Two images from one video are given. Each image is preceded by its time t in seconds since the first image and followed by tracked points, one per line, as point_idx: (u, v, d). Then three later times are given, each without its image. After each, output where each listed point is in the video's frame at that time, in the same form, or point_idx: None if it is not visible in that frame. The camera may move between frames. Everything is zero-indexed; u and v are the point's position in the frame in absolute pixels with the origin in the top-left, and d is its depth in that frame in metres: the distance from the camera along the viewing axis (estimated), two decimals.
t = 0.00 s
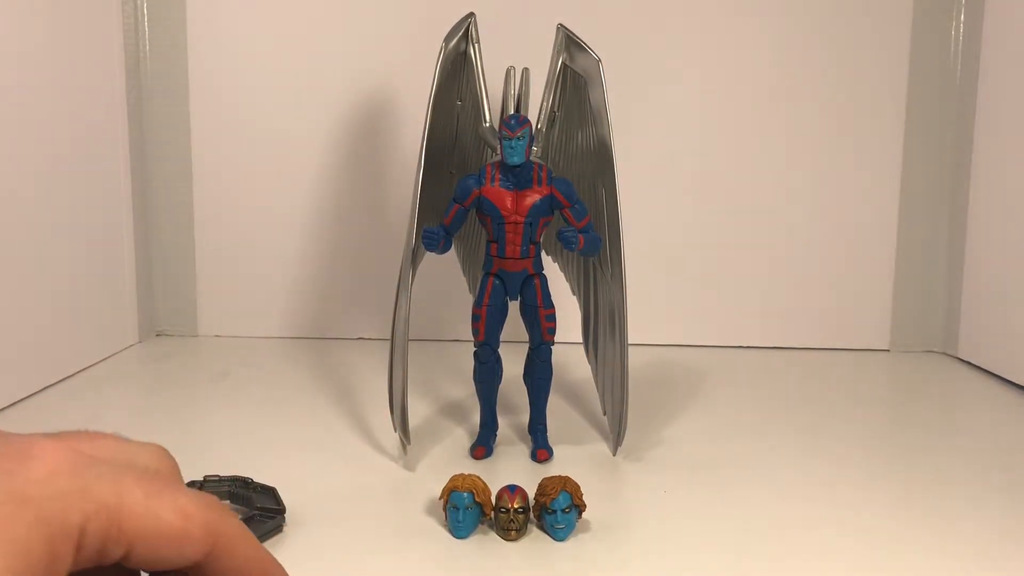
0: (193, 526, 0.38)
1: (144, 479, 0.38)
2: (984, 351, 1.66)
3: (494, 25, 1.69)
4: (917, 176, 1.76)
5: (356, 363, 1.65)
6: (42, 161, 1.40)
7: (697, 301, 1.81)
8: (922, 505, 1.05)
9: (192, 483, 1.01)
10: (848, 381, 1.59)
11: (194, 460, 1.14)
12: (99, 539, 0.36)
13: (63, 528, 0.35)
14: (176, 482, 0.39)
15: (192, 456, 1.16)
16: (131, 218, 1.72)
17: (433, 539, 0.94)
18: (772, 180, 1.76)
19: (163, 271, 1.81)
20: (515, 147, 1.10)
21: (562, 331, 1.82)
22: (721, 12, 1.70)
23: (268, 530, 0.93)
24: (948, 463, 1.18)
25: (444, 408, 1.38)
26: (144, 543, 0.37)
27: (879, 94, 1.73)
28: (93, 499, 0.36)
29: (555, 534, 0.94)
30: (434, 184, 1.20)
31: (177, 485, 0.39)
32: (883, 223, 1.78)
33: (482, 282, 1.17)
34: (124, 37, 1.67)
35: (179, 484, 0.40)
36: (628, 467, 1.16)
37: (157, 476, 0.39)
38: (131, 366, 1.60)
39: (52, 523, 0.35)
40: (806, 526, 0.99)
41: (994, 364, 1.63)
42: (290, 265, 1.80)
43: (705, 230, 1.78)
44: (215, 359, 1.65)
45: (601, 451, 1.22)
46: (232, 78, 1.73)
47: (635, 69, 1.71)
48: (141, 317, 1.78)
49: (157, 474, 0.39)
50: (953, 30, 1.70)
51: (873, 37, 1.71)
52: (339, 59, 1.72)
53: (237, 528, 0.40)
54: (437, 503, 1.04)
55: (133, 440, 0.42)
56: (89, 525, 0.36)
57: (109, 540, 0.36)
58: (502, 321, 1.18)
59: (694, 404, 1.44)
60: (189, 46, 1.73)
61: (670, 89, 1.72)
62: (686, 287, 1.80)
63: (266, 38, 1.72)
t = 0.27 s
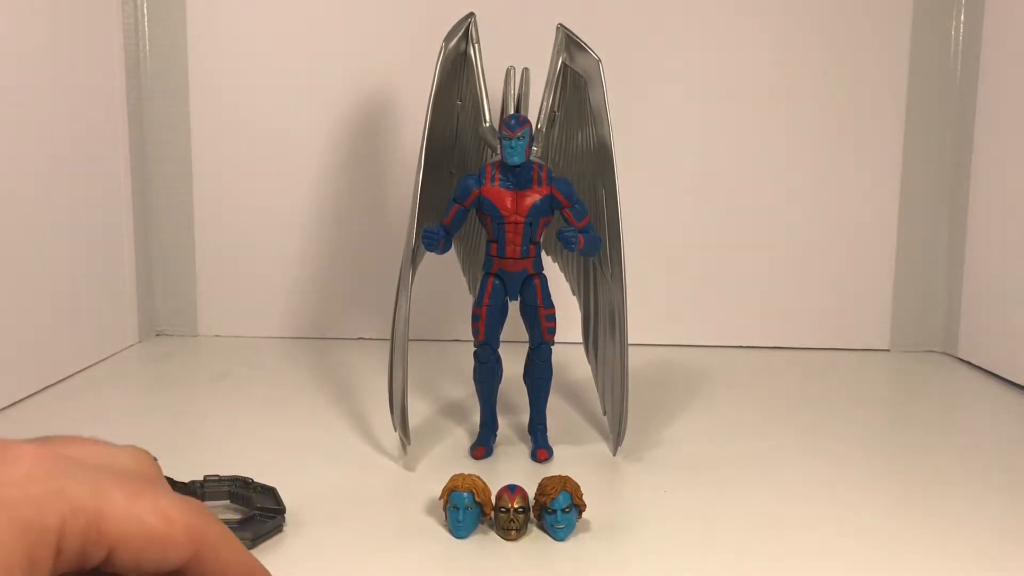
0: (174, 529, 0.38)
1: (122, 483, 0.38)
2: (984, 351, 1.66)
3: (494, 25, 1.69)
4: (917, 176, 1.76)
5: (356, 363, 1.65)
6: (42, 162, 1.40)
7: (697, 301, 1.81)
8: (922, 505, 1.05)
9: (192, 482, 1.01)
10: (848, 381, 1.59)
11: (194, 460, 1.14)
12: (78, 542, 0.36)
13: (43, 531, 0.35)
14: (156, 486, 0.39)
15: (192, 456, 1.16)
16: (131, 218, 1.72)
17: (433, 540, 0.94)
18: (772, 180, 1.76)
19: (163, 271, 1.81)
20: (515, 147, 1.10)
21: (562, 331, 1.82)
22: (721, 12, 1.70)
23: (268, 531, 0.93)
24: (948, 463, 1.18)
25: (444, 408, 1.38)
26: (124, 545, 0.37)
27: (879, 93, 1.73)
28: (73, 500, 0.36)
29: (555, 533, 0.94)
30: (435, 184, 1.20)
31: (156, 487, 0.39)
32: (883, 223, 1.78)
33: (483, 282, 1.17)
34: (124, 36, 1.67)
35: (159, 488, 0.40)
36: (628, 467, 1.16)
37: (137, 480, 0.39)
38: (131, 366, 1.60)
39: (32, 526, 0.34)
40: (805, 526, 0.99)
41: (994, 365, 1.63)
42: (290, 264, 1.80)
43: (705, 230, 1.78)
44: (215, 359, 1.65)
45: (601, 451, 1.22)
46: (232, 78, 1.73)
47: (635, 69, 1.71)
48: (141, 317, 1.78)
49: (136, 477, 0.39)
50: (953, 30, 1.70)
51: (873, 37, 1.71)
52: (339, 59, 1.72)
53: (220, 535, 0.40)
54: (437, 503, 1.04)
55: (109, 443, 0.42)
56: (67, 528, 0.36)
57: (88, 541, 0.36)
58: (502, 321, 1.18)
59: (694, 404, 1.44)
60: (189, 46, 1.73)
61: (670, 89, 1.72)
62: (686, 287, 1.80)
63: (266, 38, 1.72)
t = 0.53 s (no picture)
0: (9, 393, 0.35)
1: None
2: (984, 351, 1.66)
3: (494, 25, 1.69)
4: (917, 176, 1.76)
5: (356, 363, 1.65)
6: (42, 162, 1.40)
7: (697, 301, 1.81)
8: (922, 505, 1.05)
9: (192, 482, 1.01)
10: (848, 381, 1.59)
11: (194, 461, 1.14)
12: None
13: None
14: None
15: (192, 456, 1.16)
16: (131, 218, 1.72)
17: (433, 540, 0.94)
18: (772, 180, 1.76)
19: (162, 271, 1.81)
20: (515, 147, 1.10)
21: (562, 331, 1.82)
22: (721, 12, 1.70)
23: (268, 531, 0.93)
24: (947, 463, 1.18)
25: (444, 408, 1.38)
26: None
27: (879, 93, 1.73)
28: None
29: (555, 534, 0.94)
30: (435, 184, 1.20)
31: None
32: (883, 223, 1.78)
33: (482, 282, 1.17)
34: (124, 37, 1.67)
35: None
36: (628, 467, 1.16)
37: None
38: (131, 366, 1.60)
39: None
40: (806, 527, 0.99)
41: (994, 364, 1.63)
42: (290, 265, 1.80)
43: (705, 230, 1.78)
44: (215, 359, 1.65)
45: (601, 451, 1.22)
46: (232, 78, 1.73)
47: (635, 69, 1.71)
48: (141, 317, 1.78)
49: None
50: (953, 30, 1.70)
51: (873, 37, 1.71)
52: (339, 59, 1.72)
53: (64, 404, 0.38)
54: (437, 503, 1.04)
55: None
56: None
57: None
58: (502, 321, 1.18)
59: (693, 404, 1.44)
60: (189, 46, 1.73)
61: (670, 89, 1.72)
62: (686, 287, 1.81)
63: (266, 38, 1.72)
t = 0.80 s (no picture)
0: None
1: None
2: (984, 351, 1.66)
3: (494, 25, 1.69)
4: (917, 176, 1.76)
5: (356, 363, 1.65)
6: (42, 162, 1.40)
7: (697, 301, 1.81)
8: (922, 504, 1.05)
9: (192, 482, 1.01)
10: (847, 381, 1.59)
11: (194, 461, 1.14)
12: None
13: None
14: None
15: (192, 457, 1.16)
16: (131, 219, 1.72)
17: (433, 540, 0.94)
18: (773, 180, 1.76)
19: (162, 271, 1.81)
20: (515, 147, 1.10)
21: (562, 331, 1.82)
22: (721, 11, 1.70)
23: (268, 531, 0.93)
24: (947, 463, 1.18)
25: (444, 409, 1.38)
26: None
27: (879, 93, 1.73)
28: None
29: (555, 534, 0.94)
30: (435, 184, 1.20)
31: None
32: (883, 222, 1.78)
33: (482, 282, 1.17)
34: (124, 36, 1.67)
35: None
36: (628, 467, 1.16)
37: None
38: (131, 366, 1.60)
39: None
40: (806, 527, 0.99)
41: (994, 364, 1.63)
42: (289, 265, 1.80)
43: (705, 229, 1.78)
44: (215, 359, 1.65)
45: (601, 451, 1.22)
46: (232, 77, 1.73)
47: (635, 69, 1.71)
48: (141, 317, 1.78)
49: None
50: (953, 30, 1.70)
51: (873, 37, 1.71)
52: (339, 58, 1.72)
53: None
54: (437, 504, 1.04)
55: None
56: None
57: None
58: (502, 321, 1.18)
59: (693, 404, 1.44)
60: (189, 46, 1.73)
61: (670, 89, 1.72)
62: (686, 287, 1.80)
63: (266, 38, 1.72)
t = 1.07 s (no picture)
0: None
1: None
2: (984, 351, 1.66)
3: (494, 25, 1.69)
4: (917, 176, 1.76)
5: (357, 363, 1.65)
6: (42, 163, 1.40)
7: (697, 302, 1.81)
8: (922, 504, 1.05)
9: (192, 482, 1.01)
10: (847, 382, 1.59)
11: (194, 461, 1.14)
12: None
13: None
14: None
15: (192, 457, 1.16)
16: (131, 219, 1.72)
17: (433, 540, 0.94)
18: (773, 180, 1.76)
19: (162, 271, 1.81)
20: (515, 147, 1.10)
21: (562, 332, 1.82)
22: (721, 12, 1.70)
23: (268, 531, 0.93)
24: (947, 463, 1.18)
25: (444, 409, 1.38)
26: None
27: (879, 93, 1.73)
28: None
29: (555, 534, 0.94)
30: (435, 184, 1.20)
31: None
32: (883, 223, 1.78)
33: (482, 282, 1.17)
34: (124, 37, 1.67)
35: None
36: (628, 468, 1.16)
37: None
38: (131, 366, 1.60)
39: None
40: (806, 527, 0.99)
41: (994, 365, 1.63)
42: (289, 265, 1.80)
43: (705, 229, 1.78)
44: (215, 359, 1.65)
45: (601, 451, 1.22)
46: (232, 78, 1.73)
47: (635, 69, 1.71)
48: (141, 317, 1.78)
49: None
50: (953, 30, 1.70)
51: (873, 37, 1.71)
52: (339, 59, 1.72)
53: None
54: (437, 504, 1.04)
55: None
56: None
57: None
58: (502, 321, 1.18)
59: (693, 404, 1.44)
60: (189, 46, 1.73)
61: (670, 89, 1.72)
62: (686, 288, 1.81)
63: (266, 39, 1.72)
